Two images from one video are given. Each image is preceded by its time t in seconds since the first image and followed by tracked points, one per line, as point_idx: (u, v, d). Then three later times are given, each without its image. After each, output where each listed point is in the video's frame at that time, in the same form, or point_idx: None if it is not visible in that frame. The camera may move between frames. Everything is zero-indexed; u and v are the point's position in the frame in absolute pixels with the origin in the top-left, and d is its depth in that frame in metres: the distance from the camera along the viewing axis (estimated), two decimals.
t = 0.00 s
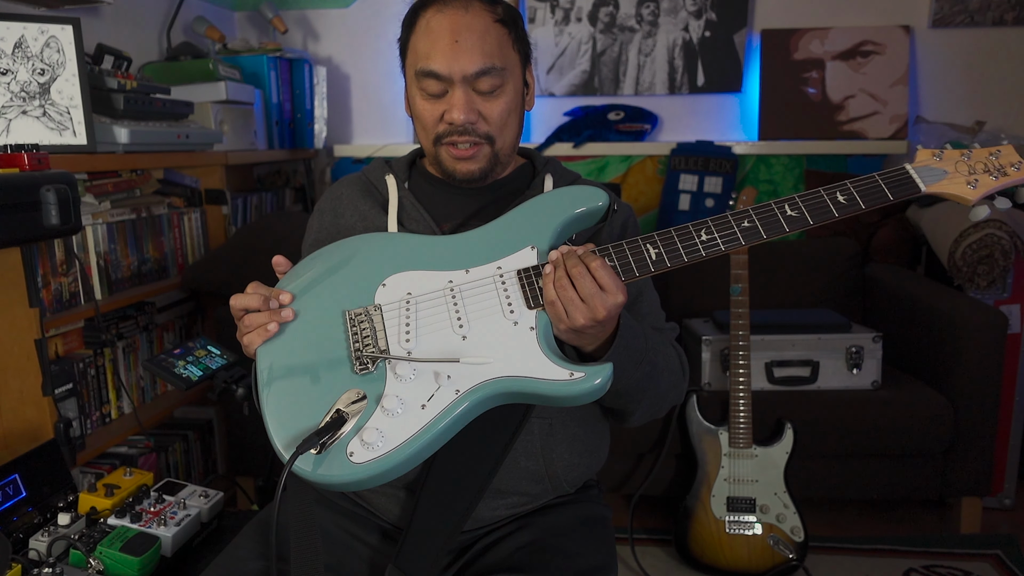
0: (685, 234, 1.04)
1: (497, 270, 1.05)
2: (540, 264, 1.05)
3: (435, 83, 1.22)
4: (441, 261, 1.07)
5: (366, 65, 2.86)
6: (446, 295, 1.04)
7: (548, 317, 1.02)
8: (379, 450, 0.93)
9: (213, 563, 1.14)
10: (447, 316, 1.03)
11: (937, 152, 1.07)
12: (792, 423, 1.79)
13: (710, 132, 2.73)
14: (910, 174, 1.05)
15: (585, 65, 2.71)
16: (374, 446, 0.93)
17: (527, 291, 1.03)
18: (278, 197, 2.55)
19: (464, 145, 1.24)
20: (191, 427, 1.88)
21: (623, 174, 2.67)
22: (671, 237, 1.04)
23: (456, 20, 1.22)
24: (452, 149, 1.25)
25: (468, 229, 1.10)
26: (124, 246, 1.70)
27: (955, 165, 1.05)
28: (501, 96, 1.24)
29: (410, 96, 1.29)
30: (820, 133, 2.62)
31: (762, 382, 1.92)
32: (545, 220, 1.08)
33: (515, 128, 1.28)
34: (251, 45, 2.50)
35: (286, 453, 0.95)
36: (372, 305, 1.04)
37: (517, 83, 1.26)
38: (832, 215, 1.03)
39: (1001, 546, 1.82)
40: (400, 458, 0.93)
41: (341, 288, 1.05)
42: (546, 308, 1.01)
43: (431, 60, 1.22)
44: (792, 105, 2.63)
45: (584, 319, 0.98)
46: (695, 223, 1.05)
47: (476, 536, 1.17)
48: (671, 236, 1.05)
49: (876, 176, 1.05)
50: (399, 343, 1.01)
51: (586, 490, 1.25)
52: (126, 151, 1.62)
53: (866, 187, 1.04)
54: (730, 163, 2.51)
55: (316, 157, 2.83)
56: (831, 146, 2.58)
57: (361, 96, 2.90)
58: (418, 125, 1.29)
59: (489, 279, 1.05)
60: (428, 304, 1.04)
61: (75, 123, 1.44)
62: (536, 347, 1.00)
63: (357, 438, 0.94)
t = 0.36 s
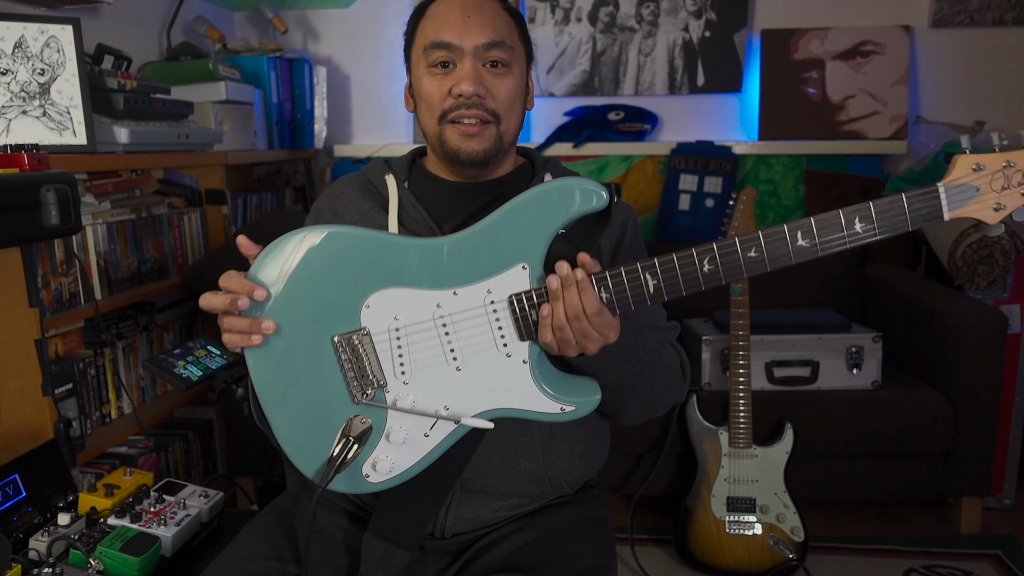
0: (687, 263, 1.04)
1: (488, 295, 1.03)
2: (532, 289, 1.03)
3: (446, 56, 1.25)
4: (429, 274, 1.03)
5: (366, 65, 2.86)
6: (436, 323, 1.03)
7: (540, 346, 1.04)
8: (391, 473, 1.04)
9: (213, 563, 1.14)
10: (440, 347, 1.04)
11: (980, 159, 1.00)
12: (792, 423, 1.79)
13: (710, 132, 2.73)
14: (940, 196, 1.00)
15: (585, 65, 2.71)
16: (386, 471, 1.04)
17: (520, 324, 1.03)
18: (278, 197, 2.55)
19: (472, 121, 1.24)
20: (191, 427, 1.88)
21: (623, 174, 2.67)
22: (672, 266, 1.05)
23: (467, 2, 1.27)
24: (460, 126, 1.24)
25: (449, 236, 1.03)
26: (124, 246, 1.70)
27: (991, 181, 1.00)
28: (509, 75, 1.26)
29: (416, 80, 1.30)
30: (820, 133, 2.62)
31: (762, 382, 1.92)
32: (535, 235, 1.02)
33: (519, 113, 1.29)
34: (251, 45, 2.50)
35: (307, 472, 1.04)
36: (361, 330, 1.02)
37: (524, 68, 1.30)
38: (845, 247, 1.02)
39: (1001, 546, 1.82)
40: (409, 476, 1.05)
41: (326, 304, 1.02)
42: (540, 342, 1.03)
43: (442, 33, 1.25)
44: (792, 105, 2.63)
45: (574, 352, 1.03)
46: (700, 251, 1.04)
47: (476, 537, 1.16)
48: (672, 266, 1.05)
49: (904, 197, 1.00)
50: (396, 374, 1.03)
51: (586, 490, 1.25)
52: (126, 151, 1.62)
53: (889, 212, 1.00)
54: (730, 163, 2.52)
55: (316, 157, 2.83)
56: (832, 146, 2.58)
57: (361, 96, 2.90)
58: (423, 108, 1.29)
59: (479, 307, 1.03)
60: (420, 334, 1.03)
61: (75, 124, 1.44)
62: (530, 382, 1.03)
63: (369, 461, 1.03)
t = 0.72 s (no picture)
0: (685, 273, 1.06)
1: (484, 307, 1.03)
2: (529, 301, 1.04)
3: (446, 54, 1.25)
4: (424, 285, 1.03)
5: (366, 65, 2.86)
6: (431, 336, 1.03)
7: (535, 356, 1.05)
8: (389, 484, 1.04)
9: (213, 563, 1.14)
10: (436, 358, 1.04)
11: (982, 172, 1.08)
12: (792, 424, 1.78)
13: (709, 132, 2.73)
14: (942, 207, 1.08)
15: (585, 65, 2.71)
16: (383, 482, 1.04)
17: (517, 336, 1.04)
18: (277, 197, 2.55)
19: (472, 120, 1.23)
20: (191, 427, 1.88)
21: (623, 174, 2.67)
22: (669, 277, 1.06)
23: None
24: (459, 125, 1.24)
25: (444, 250, 1.03)
26: (124, 246, 1.70)
27: (991, 192, 1.08)
28: (508, 74, 1.27)
29: (416, 77, 1.30)
30: (820, 133, 2.62)
31: (762, 382, 1.92)
32: (532, 248, 1.02)
33: (518, 112, 1.29)
34: (251, 45, 2.50)
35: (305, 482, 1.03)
36: (356, 344, 1.02)
37: (522, 67, 1.30)
38: (843, 257, 1.08)
39: (1001, 546, 1.82)
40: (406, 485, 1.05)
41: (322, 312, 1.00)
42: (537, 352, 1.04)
43: (442, 31, 1.25)
44: (792, 105, 2.63)
45: (571, 364, 1.04)
46: (697, 262, 1.07)
47: (476, 538, 1.16)
48: (668, 277, 1.06)
49: (904, 208, 1.07)
50: (392, 385, 1.03)
51: (586, 490, 1.25)
52: (126, 151, 1.62)
53: (887, 221, 1.07)
54: (730, 163, 2.52)
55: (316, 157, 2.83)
56: (831, 146, 2.58)
57: (361, 96, 2.90)
58: (422, 105, 1.28)
59: (476, 319, 1.03)
60: (416, 346, 1.03)
61: (75, 124, 1.44)
62: (528, 391, 1.04)
63: (366, 472, 1.03)
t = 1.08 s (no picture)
0: (675, 265, 1.02)
1: (478, 319, 1.02)
2: (523, 307, 1.01)
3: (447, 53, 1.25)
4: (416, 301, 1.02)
5: (366, 66, 2.86)
6: (428, 352, 1.02)
7: (536, 363, 1.03)
8: (402, 504, 1.03)
9: (213, 564, 1.14)
10: (436, 374, 1.03)
11: (961, 131, 0.93)
12: (791, 424, 1.78)
13: (710, 132, 2.73)
14: (926, 174, 0.93)
15: (585, 65, 2.71)
16: (396, 503, 1.02)
17: (514, 344, 1.02)
18: (278, 197, 2.55)
19: (471, 119, 1.24)
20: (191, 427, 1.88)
21: (623, 174, 2.67)
22: (661, 270, 1.02)
23: None
24: (459, 124, 1.24)
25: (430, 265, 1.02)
26: (124, 246, 1.70)
27: (976, 150, 0.92)
28: (509, 73, 1.27)
29: (416, 76, 1.30)
30: (820, 133, 2.62)
31: (762, 382, 1.91)
32: (519, 256, 1.00)
33: (518, 111, 1.29)
34: (251, 45, 2.50)
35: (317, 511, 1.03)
36: (354, 367, 1.02)
37: (522, 67, 1.30)
38: (834, 234, 0.97)
39: (1001, 546, 1.82)
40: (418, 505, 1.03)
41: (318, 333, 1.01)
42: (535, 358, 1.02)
43: (443, 30, 1.25)
44: (792, 105, 2.63)
45: (572, 366, 1.01)
46: (688, 251, 1.02)
47: (476, 538, 1.16)
48: (661, 269, 1.02)
49: (888, 178, 0.94)
50: (395, 405, 1.03)
51: (586, 490, 1.25)
52: (126, 151, 1.62)
53: (875, 195, 0.95)
54: (730, 163, 2.51)
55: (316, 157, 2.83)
56: (831, 146, 2.59)
57: (361, 96, 2.90)
58: (422, 104, 1.29)
59: (471, 331, 1.02)
60: (414, 363, 1.02)
61: (75, 124, 1.44)
62: (530, 399, 1.02)
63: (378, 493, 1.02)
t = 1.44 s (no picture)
0: (579, 262, 0.96)
1: (432, 404, 0.94)
2: (467, 372, 0.94)
3: (457, 48, 1.25)
4: (371, 413, 0.94)
5: (366, 66, 2.86)
6: (404, 455, 0.95)
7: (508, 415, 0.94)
8: None
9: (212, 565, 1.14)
10: (425, 471, 0.95)
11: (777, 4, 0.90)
12: (791, 423, 1.78)
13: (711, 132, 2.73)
14: (762, 62, 0.91)
15: (585, 65, 2.71)
16: None
17: (478, 410, 0.94)
18: (278, 197, 2.55)
19: (477, 115, 1.23)
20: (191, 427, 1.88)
21: (623, 174, 2.66)
22: (571, 274, 0.95)
23: None
24: (465, 119, 1.24)
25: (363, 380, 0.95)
26: (124, 246, 1.71)
27: (800, 11, 0.89)
28: (518, 73, 1.27)
29: (423, 70, 1.30)
30: (820, 133, 2.62)
31: (763, 382, 1.91)
32: (444, 327, 0.93)
33: (523, 112, 1.29)
34: (251, 45, 2.50)
35: None
36: (348, 502, 0.95)
37: (530, 70, 1.31)
38: (708, 155, 0.94)
39: (1001, 546, 1.82)
40: None
41: (295, 484, 0.94)
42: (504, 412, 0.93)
43: (455, 25, 1.25)
44: (792, 106, 2.63)
45: (542, 400, 0.93)
46: (584, 244, 0.97)
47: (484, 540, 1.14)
48: (573, 276, 0.95)
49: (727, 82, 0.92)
50: (405, 516, 0.95)
51: (589, 491, 1.25)
52: (126, 150, 1.62)
53: (725, 102, 0.93)
54: (730, 163, 2.52)
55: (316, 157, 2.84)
56: (831, 146, 2.59)
57: (361, 96, 2.90)
58: (428, 98, 1.28)
59: (433, 418, 0.94)
60: (399, 473, 0.95)
61: (75, 124, 1.44)
62: (521, 449, 0.94)
63: None
